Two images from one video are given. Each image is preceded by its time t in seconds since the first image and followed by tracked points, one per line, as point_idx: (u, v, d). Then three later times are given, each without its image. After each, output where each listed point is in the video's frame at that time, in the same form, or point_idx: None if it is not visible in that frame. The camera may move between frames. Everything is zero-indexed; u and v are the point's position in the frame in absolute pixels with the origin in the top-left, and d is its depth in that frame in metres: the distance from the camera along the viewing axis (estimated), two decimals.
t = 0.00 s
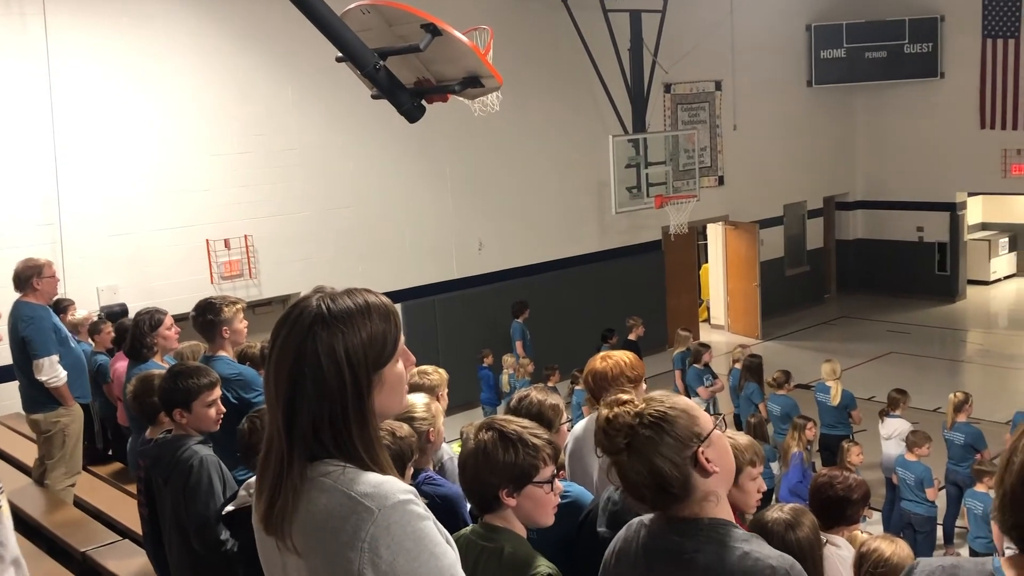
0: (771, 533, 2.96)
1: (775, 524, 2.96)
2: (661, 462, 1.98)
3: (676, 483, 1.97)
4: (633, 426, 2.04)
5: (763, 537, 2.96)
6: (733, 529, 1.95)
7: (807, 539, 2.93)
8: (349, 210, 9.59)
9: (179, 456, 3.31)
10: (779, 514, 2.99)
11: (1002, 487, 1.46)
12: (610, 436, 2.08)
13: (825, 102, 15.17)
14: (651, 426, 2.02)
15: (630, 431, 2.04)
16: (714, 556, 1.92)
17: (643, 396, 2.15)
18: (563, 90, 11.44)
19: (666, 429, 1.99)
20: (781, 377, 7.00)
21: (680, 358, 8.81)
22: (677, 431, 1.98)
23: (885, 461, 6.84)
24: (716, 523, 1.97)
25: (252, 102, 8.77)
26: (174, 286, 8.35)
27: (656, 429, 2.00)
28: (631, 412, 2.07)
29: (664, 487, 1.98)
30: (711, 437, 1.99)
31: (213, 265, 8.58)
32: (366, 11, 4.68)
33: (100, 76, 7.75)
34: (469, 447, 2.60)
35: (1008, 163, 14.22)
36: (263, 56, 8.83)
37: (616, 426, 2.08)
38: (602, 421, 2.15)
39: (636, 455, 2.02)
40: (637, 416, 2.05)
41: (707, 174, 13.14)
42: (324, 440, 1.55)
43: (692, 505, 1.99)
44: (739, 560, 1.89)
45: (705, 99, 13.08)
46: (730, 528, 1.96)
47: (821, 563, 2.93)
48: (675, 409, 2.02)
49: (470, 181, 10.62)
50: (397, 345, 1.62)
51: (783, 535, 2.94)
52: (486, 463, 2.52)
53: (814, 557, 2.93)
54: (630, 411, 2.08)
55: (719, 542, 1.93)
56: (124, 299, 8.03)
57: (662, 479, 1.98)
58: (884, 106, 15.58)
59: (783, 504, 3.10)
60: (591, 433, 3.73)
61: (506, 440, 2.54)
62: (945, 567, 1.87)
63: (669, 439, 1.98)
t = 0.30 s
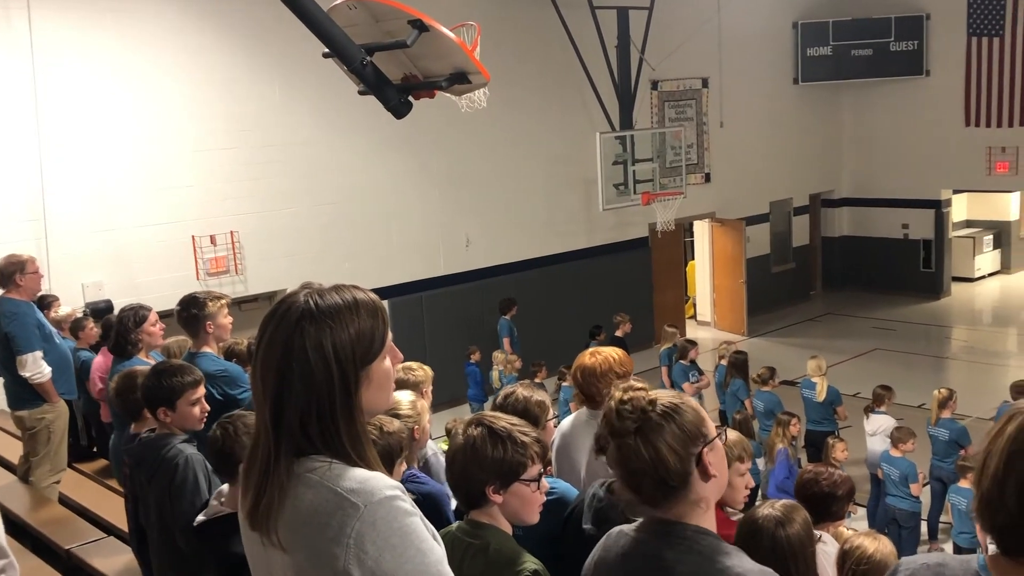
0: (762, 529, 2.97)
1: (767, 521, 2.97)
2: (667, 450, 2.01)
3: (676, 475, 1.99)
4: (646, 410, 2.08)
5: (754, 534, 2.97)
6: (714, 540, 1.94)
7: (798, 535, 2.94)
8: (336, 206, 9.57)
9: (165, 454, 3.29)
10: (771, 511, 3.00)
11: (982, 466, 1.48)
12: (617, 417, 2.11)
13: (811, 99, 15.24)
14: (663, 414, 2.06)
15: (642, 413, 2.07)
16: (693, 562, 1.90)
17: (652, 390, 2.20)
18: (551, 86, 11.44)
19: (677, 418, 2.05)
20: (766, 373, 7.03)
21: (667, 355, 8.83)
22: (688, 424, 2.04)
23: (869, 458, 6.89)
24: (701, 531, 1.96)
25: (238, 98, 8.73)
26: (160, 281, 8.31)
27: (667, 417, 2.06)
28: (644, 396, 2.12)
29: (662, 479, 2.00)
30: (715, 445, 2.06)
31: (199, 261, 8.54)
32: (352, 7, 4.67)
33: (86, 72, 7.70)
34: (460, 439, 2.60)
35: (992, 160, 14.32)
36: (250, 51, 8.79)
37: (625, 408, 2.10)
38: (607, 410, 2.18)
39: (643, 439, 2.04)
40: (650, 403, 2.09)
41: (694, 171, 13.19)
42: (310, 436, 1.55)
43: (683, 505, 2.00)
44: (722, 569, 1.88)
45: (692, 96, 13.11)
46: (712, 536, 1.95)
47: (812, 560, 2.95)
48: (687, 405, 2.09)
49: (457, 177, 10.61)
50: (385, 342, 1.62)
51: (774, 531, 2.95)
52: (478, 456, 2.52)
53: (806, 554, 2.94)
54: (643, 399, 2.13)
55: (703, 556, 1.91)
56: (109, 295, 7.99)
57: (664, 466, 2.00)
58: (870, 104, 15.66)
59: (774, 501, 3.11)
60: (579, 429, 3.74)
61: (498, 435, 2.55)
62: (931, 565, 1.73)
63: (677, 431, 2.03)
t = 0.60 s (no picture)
0: (749, 526, 2.98)
1: (753, 517, 2.98)
2: (649, 452, 2.01)
3: (657, 478, 2.00)
4: (631, 410, 2.08)
5: (741, 531, 2.98)
6: (690, 543, 1.96)
7: (785, 532, 2.95)
8: (317, 203, 9.54)
9: (145, 454, 3.26)
10: (758, 508, 3.01)
11: (948, 466, 1.52)
12: (603, 415, 2.11)
13: (792, 99, 15.32)
14: (648, 415, 2.06)
15: (628, 413, 2.07)
16: (669, 565, 1.92)
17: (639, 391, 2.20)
18: (533, 84, 11.45)
19: (660, 421, 2.05)
20: (745, 371, 7.07)
21: (647, 353, 8.86)
22: (671, 427, 2.04)
23: (848, 455, 6.94)
24: (678, 534, 1.98)
25: (218, 94, 8.68)
26: (139, 279, 8.24)
27: (651, 418, 2.05)
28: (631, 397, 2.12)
29: (641, 481, 2.00)
30: (697, 451, 2.06)
31: (179, 259, 8.49)
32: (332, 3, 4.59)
33: (65, 67, 7.63)
34: (442, 437, 2.61)
35: (970, 160, 14.47)
36: (232, 47, 8.74)
37: (612, 407, 2.11)
38: (594, 407, 2.18)
39: (627, 440, 2.04)
40: (636, 404, 2.09)
41: (675, 169, 13.24)
42: (287, 432, 1.54)
43: (662, 508, 2.00)
44: (698, 571, 1.90)
45: (674, 96, 13.16)
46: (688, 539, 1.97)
47: (798, 557, 2.96)
48: (672, 408, 2.09)
49: (439, 175, 10.60)
50: (364, 339, 1.62)
51: (760, 528, 2.96)
52: (460, 454, 2.53)
53: (792, 551, 2.95)
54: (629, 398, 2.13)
55: (679, 557, 1.93)
56: (88, 293, 7.92)
57: (645, 467, 2.00)
58: (850, 104, 15.78)
59: (760, 498, 3.12)
60: (560, 427, 3.75)
61: (481, 435, 2.56)
62: (903, 562, 1.73)
63: (660, 434, 2.03)
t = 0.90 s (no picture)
0: (731, 525, 2.99)
1: (735, 516, 2.99)
2: (624, 455, 2.02)
3: (632, 480, 2.00)
4: (608, 414, 2.08)
5: (722, 529, 2.99)
6: (665, 541, 1.97)
7: (766, 529, 2.96)
8: (292, 202, 9.48)
9: (116, 456, 3.22)
10: (739, 506, 3.02)
11: (911, 466, 1.59)
12: (579, 419, 2.11)
13: (767, 100, 15.43)
14: (623, 419, 2.07)
15: (604, 418, 2.08)
16: (645, 563, 1.92)
17: (614, 395, 2.21)
18: (509, 83, 11.45)
19: (636, 424, 2.05)
20: (719, 371, 7.10)
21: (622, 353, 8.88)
22: (646, 431, 2.04)
23: (821, 454, 7.00)
24: (654, 533, 1.98)
25: (193, 91, 8.60)
26: (112, 278, 8.16)
27: (627, 422, 2.06)
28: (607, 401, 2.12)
29: (616, 484, 2.00)
30: (671, 455, 2.07)
31: (152, 258, 8.41)
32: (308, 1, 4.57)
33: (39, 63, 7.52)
34: (420, 436, 2.60)
35: (943, 161, 14.63)
36: (207, 44, 8.66)
37: (589, 412, 2.11)
38: (570, 411, 2.18)
39: (603, 443, 2.04)
40: (612, 408, 2.10)
41: (651, 169, 13.29)
42: (259, 432, 1.53)
43: (636, 510, 2.01)
44: (673, 566, 1.90)
45: (650, 96, 13.21)
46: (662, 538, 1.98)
47: (779, 555, 2.97)
48: (648, 413, 2.09)
49: (415, 174, 10.57)
50: (336, 338, 1.61)
51: (742, 526, 2.97)
52: (438, 454, 2.52)
53: (772, 549, 2.96)
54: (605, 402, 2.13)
55: (654, 556, 1.93)
56: (60, 292, 7.82)
57: (621, 471, 2.01)
58: (824, 105, 15.91)
59: (740, 497, 3.13)
60: (534, 427, 3.75)
61: (459, 435, 2.55)
62: (870, 560, 1.68)
63: (635, 437, 2.03)
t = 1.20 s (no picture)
0: (707, 524, 3.02)
1: (710, 515, 3.02)
2: (594, 454, 2.03)
3: (601, 480, 2.01)
4: (580, 413, 2.09)
5: (698, 529, 3.01)
6: (636, 536, 1.98)
7: (741, 528, 3.00)
8: (261, 202, 9.41)
9: (79, 461, 3.18)
10: (714, 505, 3.05)
11: (874, 468, 1.62)
12: (551, 417, 2.12)
13: (735, 102, 15.58)
14: (595, 417, 2.08)
15: (576, 417, 2.09)
16: (617, 560, 1.93)
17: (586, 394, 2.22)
18: (479, 84, 11.46)
19: (606, 424, 2.07)
20: (688, 371, 7.16)
21: (591, 353, 8.91)
22: (615, 431, 2.06)
23: (789, 453, 7.07)
24: (624, 530, 1.99)
25: (160, 90, 8.51)
26: (77, 279, 8.06)
27: (599, 422, 2.07)
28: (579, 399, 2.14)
29: (585, 484, 2.01)
30: (640, 455, 2.09)
31: (118, 259, 8.31)
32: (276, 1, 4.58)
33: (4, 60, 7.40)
34: (394, 436, 2.59)
35: (908, 163, 14.85)
36: (174, 42, 8.58)
37: (561, 410, 2.11)
38: (541, 408, 2.19)
39: (573, 442, 2.05)
40: (584, 406, 2.11)
41: (621, 171, 13.36)
42: (227, 435, 1.52)
43: (605, 509, 2.02)
44: (645, 562, 1.91)
45: (619, 97, 13.27)
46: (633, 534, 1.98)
47: (754, 552, 3.00)
48: (619, 412, 2.11)
49: (385, 174, 10.54)
50: (304, 339, 1.60)
51: (718, 525, 3.00)
52: (412, 454, 2.52)
53: (748, 547, 2.99)
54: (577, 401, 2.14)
55: (625, 553, 1.93)
56: (24, 294, 7.71)
57: (590, 470, 2.02)
58: (792, 108, 16.09)
59: (714, 496, 3.16)
60: (504, 428, 3.76)
61: (434, 436, 2.56)
62: (834, 558, 1.70)
63: (605, 437, 2.05)
